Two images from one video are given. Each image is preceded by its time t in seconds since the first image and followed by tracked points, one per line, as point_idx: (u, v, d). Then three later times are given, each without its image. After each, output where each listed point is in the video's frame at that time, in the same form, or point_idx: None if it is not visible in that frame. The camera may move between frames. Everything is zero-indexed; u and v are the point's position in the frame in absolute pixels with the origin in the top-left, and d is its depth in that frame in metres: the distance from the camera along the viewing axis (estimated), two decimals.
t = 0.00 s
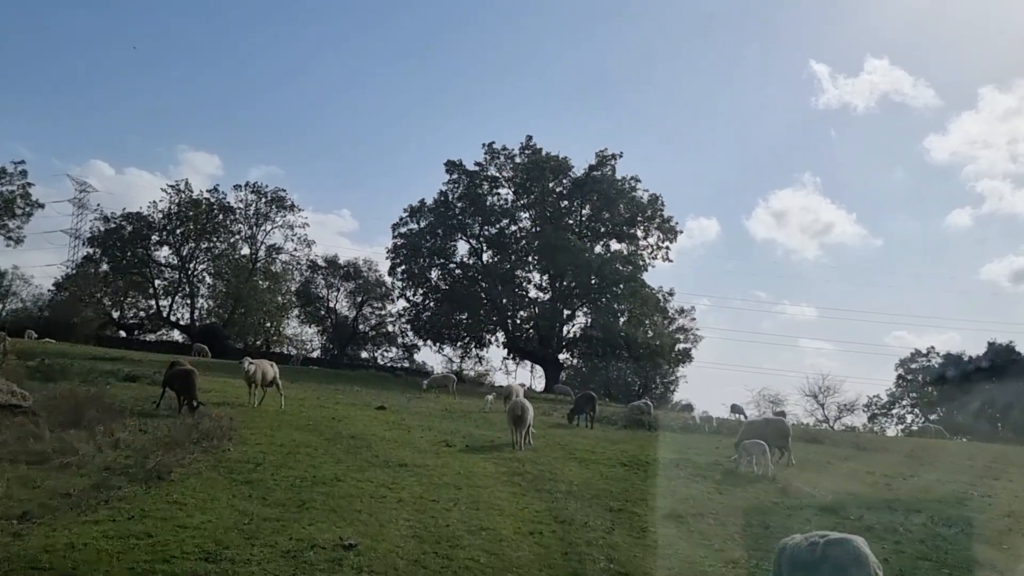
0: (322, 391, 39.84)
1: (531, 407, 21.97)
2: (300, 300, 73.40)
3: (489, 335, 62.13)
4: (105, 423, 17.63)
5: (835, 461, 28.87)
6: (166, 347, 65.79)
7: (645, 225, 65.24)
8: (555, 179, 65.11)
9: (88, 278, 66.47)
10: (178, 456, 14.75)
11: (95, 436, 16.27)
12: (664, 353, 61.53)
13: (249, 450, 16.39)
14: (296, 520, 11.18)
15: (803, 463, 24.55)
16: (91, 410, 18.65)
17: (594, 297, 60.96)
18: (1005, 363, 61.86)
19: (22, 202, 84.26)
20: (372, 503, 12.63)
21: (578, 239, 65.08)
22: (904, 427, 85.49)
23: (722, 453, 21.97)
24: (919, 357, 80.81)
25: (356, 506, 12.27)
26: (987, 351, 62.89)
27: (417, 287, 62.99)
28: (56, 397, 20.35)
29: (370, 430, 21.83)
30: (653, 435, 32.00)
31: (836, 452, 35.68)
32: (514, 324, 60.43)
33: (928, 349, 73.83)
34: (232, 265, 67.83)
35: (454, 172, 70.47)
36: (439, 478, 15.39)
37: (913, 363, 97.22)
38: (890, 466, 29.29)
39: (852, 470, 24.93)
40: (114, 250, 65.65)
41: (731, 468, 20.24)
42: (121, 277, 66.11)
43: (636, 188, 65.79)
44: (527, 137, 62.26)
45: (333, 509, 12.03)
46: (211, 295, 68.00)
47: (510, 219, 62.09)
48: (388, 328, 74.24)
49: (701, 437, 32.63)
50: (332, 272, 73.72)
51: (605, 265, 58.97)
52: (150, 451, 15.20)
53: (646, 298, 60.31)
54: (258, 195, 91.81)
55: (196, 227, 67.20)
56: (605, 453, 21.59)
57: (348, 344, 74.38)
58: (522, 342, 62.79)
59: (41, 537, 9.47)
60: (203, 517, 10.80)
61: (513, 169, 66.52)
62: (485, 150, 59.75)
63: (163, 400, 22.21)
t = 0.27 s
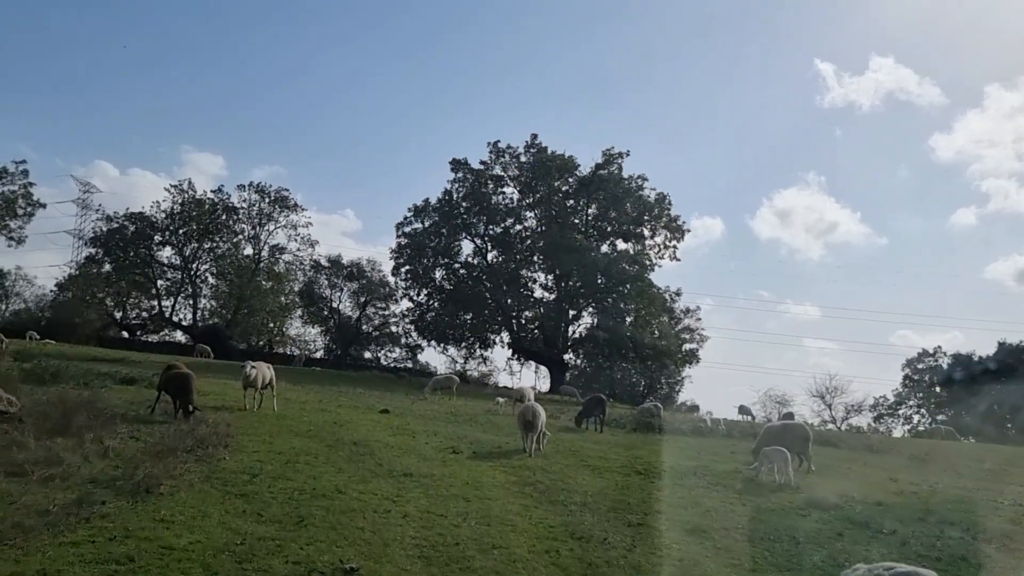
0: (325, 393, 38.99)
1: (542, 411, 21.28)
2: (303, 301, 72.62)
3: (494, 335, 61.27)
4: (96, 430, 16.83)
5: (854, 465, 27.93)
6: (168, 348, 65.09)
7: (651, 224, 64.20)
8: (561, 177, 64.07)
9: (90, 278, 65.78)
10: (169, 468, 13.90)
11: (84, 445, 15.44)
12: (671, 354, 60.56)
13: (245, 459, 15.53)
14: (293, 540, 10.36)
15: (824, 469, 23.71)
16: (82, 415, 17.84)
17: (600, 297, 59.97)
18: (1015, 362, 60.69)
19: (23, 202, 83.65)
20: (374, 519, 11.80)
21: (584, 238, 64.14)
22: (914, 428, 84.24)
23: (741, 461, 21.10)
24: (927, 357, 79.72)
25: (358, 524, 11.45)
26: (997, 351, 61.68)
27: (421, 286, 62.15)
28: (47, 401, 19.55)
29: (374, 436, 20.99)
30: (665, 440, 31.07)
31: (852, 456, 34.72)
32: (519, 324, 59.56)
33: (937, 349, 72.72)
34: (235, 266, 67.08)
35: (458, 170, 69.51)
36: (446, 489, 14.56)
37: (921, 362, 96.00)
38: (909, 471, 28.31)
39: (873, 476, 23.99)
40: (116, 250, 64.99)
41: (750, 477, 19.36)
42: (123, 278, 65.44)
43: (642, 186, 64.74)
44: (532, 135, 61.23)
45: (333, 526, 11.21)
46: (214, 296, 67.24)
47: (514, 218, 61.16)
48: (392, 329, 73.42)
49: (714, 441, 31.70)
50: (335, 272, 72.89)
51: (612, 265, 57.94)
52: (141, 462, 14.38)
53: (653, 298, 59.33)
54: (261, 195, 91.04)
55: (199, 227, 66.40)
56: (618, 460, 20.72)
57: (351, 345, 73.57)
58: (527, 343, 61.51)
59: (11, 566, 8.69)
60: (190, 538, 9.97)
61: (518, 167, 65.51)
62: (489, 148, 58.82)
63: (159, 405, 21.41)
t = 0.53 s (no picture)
0: (327, 394, 38.26)
1: (553, 412, 20.37)
2: (305, 300, 71.94)
3: (499, 335, 60.48)
4: (86, 437, 16.12)
5: (870, 469, 27.14)
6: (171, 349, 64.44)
7: (657, 222, 63.31)
8: (566, 175, 63.17)
9: (92, 278, 65.14)
10: (159, 478, 13.19)
11: (72, 453, 14.74)
12: (677, 353, 59.73)
13: (240, 468, 14.77)
14: (290, 561, 9.63)
15: (842, 474, 22.92)
16: (73, 422, 17.13)
17: (605, 296, 59.07)
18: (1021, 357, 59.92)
19: (24, 201, 83.10)
20: (376, 536, 11.06)
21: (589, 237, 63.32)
22: (921, 427, 83.30)
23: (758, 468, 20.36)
24: (933, 355, 78.84)
25: (360, 541, 10.73)
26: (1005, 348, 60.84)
27: (425, 286, 61.41)
28: (39, 406, 18.87)
29: (376, 441, 20.23)
30: (675, 442, 30.30)
31: (865, 457, 33.91)
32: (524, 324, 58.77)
33: (943, 347, 71.82)
34: (238, 265, 66.33)
35: (462, 168, 68.70)
36: (452, 500, 13.82)
37: (928, 361, 95.01)
38: (926, 474, 27.50)
39: (891, 480, 23.22)
40: (118, 250, 64.37)
41: (769, 485, 18.60)
42: (125, 278, 64.84)
43: (648, 184, 63.82)
44: (535, 132, 60.32)
45: (333, 544, 10.49)
46: (216, 296, 66.52)
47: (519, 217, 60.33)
48: (396, 328, 72.69)
49: (725, 443, 30.91)
50: (338, 271, 72.20)
51: (618, 264, 57.09)
52: (131, 471, 13.67)
53: (660, 297, 58.44)
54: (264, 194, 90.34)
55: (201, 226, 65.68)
56: (631, 466, 19.95)
57: (355, 345, 72.83)
58: (533, 344, 60.84)
59: None
60: (178, 560, 9.25)
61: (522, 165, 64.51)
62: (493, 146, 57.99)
63: (154, 410, 20.66)
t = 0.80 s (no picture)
0: (328, 396, 37.51)
1: (560, 412, 19.58)
2: (308, 301, 71.24)
3: (503, 335, 59.66)
4: (73, 443, 15.37)
5: (886, 473, 26.35)
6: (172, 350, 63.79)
7: (663, 221, 62.47)
8: (570, 174, 62.36)
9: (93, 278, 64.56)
10: (147, 488, 12.46)
11: (56, 461, 14.01)
12: (683, 353, 58.93)
13: (232, 475, 14.03)
14: None
15: (861, 480, 22.14)
16: (59, 427, 16.42)
17: (610, 296, 58.25)
18: None
19: (25, 201, 82.49)
20: (377, 551, 10.33)
21: (594, 235, 62.51)
22: (928, 428, 82.37)
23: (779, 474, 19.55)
24: (941, 356, 77.96)
25: (359, 558, 10.00)
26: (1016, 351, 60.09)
27: (428, 286, 60.68)
28: (26, 410, 18.16)
29: (378, 445, 19.45)
30: (685, 445, 29.52)
31: (877, 460, 33.16)
32: (527, 324, 58.02)
33: (950, 348, 70.96)
34: (240, 265, 65.66)
35: (465, 167, 67.94)
36: (457, 510, 13.06)
37: (935, 361, 94.07)
38: (945, 478, 26.67)
39: (910, 485, 22.42)
40: (120, 250, 63.77)
41: (788, 492, 17.83)
42: (127, 278, 64.19)
43: (653, 182, 62.96)
44: (539, 130, 59.50)
45: (329, 562, 9.76)
46: (218, 296, 65.84)
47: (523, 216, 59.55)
48: (399, 329, 71.98)
49: (735, 447, 30.15)
50: (341, 271, 71.48)
51: (623, 263, 56.30)
52: (117, 479, 12.93)
53: (666, 297, 57.57)
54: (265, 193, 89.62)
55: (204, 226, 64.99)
56: (643, 472, 19.18)
57: (357, 345, 72.13)
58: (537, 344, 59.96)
59: None
60: None
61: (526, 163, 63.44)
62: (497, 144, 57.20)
63: (147, 413, 19.90)
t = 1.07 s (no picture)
0: (329, 395, 36.94)
1: (573, 412, 19.29)
2: (311, 299, 70.70)
3: (507, 334, 58.94)
4: (63, 445, 14.78)
5: (902, 475, 25.68)
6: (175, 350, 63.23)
7: (668, 219, 61.76)
8: (574, 171, 61.70)
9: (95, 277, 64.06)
10: (136, 492, 11.88)
11: (44, 465, 13.44)
12: (689, 352, 58.25)
13: (227, 478, 13.43)
14: None
15: (878, 481, 21.49)
16: (50, 428, 15.85)
17: (616, 295, 57.51)
18: None
19: (26, 199, 82.09)
20: (377, 560, 9.72)
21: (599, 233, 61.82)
22: (934, 427, 81.59)
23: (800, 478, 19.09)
24: (948, 355, 77.20)
25: (357, 569, 9.39)
26: None
27: (431, 284, 60.07)
28: (18, 411, 17.59)
29: (379, 447, 18.82)
30: (694, 446, 28.89)
31: (891, 461, 32.45)
32: (532, 322, 57.37)
33: (957, 346, 70.19)
34: (242, 263, 65.10)
35: (468, 164, 67.31)
36: (463, 516, 12.43)
37: (941, 360, 93.24)
38: (962, 480, 25.99)
39: (929, 487, 21.77)
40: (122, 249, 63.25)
41: (806, 496, 17.18)
42: (130, 277, 63.75)
43: (659, 179, 62.25)
44: (544, 126, 58.79)
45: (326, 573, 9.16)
46: (220, 295, 65.30)
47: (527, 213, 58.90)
48: (402, 328, 71.38)
49: (746, 448, 29.49)
50: (344, 270, 70.89)
51: (629, 261, 55.61)
52: (106, 483, 12.34)
53: (672, 295, 56.89)
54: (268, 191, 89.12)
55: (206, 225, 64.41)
56: (654, 475, 18.53)
57: (360, 345, 71.55)
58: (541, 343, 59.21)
59: None
60: None
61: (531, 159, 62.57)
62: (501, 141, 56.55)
63: (141, 413, 19.31)
